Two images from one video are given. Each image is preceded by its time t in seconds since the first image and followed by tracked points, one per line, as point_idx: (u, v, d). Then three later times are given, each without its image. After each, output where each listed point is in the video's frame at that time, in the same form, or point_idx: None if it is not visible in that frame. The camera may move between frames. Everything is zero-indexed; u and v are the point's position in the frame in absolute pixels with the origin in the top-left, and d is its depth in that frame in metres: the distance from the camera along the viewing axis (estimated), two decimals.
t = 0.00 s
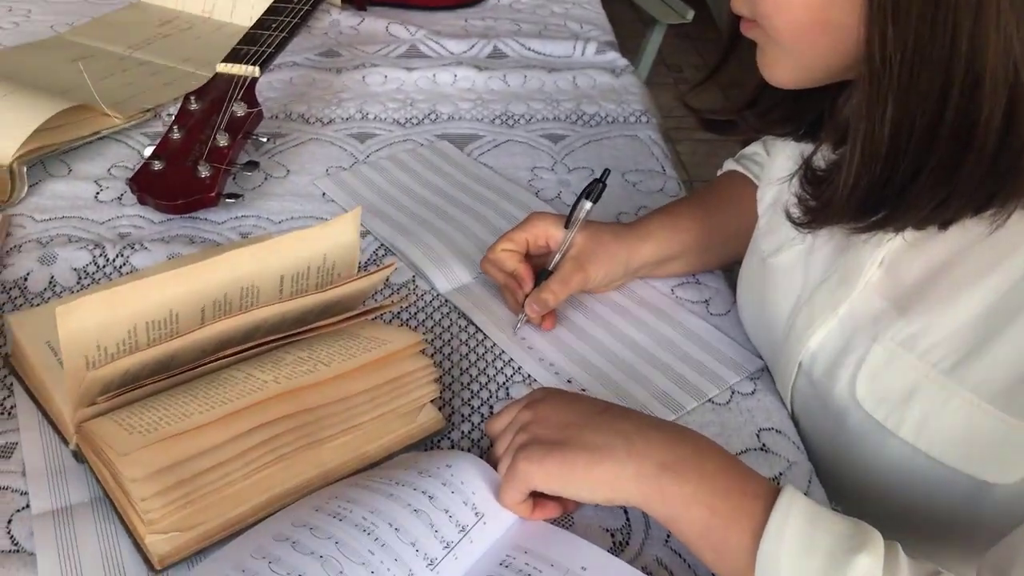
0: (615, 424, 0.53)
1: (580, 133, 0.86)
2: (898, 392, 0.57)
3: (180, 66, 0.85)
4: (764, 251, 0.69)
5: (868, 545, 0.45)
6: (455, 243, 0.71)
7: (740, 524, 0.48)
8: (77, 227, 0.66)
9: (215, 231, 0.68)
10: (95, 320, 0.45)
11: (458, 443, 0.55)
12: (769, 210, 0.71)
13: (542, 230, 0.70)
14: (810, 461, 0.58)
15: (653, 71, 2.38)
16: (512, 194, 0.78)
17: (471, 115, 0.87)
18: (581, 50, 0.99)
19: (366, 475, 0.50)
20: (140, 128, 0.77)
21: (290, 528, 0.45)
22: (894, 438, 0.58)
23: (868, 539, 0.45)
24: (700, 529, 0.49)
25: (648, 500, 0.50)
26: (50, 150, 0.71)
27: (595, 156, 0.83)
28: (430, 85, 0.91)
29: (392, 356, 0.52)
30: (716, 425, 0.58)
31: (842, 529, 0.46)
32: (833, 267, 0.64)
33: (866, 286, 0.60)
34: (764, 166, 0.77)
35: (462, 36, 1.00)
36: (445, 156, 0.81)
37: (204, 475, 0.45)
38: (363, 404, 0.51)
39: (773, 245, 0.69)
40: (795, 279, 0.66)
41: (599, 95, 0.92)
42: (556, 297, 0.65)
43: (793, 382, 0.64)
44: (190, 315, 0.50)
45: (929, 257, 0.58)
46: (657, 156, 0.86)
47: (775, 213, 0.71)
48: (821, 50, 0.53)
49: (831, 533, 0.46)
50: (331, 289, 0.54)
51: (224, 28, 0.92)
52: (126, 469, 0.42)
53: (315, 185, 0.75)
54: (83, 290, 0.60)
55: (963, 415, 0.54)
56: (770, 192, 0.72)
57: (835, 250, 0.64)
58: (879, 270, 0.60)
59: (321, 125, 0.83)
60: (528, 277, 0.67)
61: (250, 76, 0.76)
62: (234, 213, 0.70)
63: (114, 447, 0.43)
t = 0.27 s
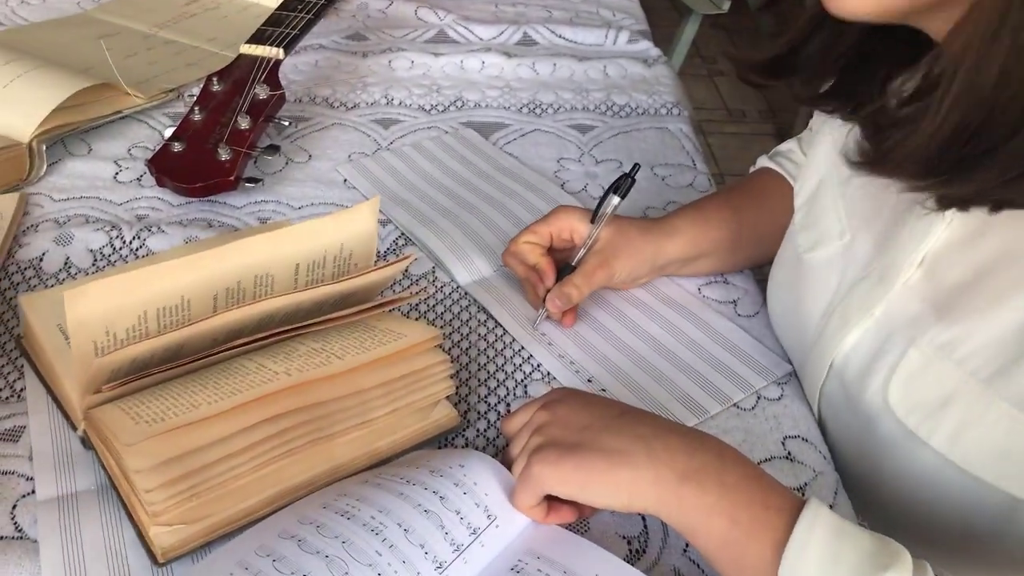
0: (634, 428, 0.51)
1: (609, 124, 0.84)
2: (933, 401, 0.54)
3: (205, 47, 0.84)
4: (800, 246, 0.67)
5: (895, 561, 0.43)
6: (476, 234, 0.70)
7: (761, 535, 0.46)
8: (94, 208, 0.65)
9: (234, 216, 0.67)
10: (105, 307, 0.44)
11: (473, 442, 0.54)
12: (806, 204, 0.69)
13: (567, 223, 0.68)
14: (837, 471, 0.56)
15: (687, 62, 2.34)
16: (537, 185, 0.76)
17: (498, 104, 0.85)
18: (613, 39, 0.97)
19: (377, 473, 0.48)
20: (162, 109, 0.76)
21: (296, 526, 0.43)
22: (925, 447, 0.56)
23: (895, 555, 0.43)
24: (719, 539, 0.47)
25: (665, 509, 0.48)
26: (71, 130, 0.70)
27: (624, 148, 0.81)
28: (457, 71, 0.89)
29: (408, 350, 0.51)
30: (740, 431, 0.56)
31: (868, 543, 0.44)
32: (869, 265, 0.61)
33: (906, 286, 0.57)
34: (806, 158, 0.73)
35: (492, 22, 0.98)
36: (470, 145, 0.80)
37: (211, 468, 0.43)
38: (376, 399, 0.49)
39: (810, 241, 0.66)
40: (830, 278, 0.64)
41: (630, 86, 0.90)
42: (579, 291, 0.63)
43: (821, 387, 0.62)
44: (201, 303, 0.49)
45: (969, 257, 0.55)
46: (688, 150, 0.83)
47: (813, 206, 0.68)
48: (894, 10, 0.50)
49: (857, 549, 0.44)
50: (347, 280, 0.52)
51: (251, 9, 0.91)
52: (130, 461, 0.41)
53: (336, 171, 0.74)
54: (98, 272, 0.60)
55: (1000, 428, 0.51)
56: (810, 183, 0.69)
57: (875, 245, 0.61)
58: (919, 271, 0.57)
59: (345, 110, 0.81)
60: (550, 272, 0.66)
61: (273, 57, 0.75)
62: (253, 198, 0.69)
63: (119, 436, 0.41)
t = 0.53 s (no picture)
0: (631, 430, 0.49)
1: (625, 118, 0.82)
2: (964, 401, 0.53)
3: (217, 29, 0.83)
4: (840, 230, 0.65)
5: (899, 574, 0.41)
6: (484, 228, 0.68)
7: (763, 541, 0.45)
8: (97, 190, 0.64)
9: (238, 202, 0.66)
10: (96, 293, 0.43)
11: (470, 441, 0.52)
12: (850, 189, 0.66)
13: (577, 214, 0.67)
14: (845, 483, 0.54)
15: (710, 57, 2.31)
16: (548, 179, 0.74)
17: (512, 94, 0.84)
18: (632, 31, 0.95)
19: (370, 472, 0.47)
20: (171, 91, 0.75)
21: (283, 524, 0.42)
22: (947, 451, 0.54)
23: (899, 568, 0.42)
24: (720, 547, 0.45)
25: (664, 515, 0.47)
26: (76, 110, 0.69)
27: (639, 143, 0.79)
28: (472, 60, 0.88)
29: (406, 346, 0.49)
30: (745, 439, 0.55)
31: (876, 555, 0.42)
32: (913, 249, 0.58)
33: (945, 279, 0.54)
34: (845, 151, 0.70)
35: (509, 11, 0.96)
36: (481, 135, 0.78)
37: (200, 462, 0.42)
38: (371, 395, 0.48)
39: (848, 227, 0.64)
40: (868, 267, 0.62)
41: (648, 80, 0.88)
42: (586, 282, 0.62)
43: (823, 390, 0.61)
44: (196, 292, 0.47)
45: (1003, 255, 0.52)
46: (705, 147, 0.81)
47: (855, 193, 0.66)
48: None
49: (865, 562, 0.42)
50: (346, 272, 0.51)
51: None
52: (116, 452, 0.40)
53: (344, 159, 0.72)
54: (97, 256, 0.59)
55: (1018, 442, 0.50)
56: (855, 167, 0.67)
57: (918, 236, 0.59)
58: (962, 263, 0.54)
59: (356, 97, 0.80)
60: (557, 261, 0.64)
61: (284, 41, 0.74)
62: (258, 184, 0.67)
63: (105, 426, 0.40)
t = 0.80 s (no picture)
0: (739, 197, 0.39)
1: (624, 120, 0.81)
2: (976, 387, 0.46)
3: (216, 20, 0.82)
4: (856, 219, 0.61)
5: (986, 491, 0.33)
6: (474, 229, 0.67)
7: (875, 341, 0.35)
8: (84, 179, 0.64)
9: (226, 195, 0.65)
10: (68, 287, 0.43)
11: (449, 447, 0.52)
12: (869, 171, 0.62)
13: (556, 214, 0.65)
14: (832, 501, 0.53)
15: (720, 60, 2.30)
16: (542, 181, 0.73)
17: (510, 93, 0.83)
18: (635, 32, 0.94)
19: (343, 477, 0.46)
20: (165, 80, 0.75)
21: (251, 527, 0.42)
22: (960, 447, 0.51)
23: (986, 482, 0.33)
24: (829, 384, 0.35)
25: (756, 292, 0.35)
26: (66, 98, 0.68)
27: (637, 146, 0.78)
28: (471, 58, 0.87)
29: (384, 348, 0.49)
30: (729, 452, 0.54)
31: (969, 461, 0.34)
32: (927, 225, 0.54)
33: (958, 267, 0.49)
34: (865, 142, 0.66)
35: (512, 9, 0.95)
36: (477, 134, 0.77)
37: (168, 461, 0.41)
38: (347, 397, 0.47)
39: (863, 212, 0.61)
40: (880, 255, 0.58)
41: (649, 82, 0.87)
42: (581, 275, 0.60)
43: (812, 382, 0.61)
44: (172, 287, 0.47)
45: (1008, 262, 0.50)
46: (704, 151, 0.80)
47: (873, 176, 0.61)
48: None
49: (939, 390, 0.35)
50: (327, 271, 0.50)
51: None
52: (81, 448, 0.39)
53: (336, 154, 0.72)
54: (80, 246, 0.58)
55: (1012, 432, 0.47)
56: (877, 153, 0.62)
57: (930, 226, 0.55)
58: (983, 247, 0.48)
59: (352, 92, 0.79)
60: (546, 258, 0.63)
61: (279, 33, 0.74)
62: (247, 178, 0.67)
63: (72, 423, 0.39)
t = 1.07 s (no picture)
0: None
1: (611, 136, 0.81)
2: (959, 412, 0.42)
3: (207, 25, 0.82)
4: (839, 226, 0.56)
5: (988, 447, 0.39)
6: (456, 241, 0.67)
7: None
8: (65, 181, 0.63)
9: (206, 201, 0.64)
10: (36, 290, 0.42)
11: (419, 461, 0.51)
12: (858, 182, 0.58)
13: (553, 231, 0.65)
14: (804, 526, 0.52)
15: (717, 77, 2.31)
16: (525, 195, 0.73)
17: (498, 106, 0.83)
18: (626, 48, 0.94)
19: (309, 489, 0.46)
20: (152, 84, 0.74)
21: (211, 537, 0.41)
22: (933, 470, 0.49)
23: (997, 439, 0.39)
24: (953, 285, 0.38)
25: (946, 143, 0.38)
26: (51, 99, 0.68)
27: (623, 162, 0.78)
28: (462, 69, 0.87)
29: (355, 361, 0.48)
30: (700, 473, 0.53)
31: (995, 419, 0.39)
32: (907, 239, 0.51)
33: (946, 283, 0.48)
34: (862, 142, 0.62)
35: (504, 22, 0.95)
36: (463, 146, 0.77)
37: (131, 469, 0.41)
38: (316, 409, 0.47)
39: (847, 220, 0.56)
40: (853, 269, 0.54)
41: (638, 98, 0.87)
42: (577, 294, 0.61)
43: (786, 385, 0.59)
44: (143, 293, 0.46)
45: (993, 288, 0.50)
46: (690, 169, 0.80)
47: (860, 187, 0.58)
48: None
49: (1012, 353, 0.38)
50: (301, 280, 0.50)
51: None
52: (41, 453, 0.38)
53: (320, 162, 0.71)
54: (57, 248, 0.58)
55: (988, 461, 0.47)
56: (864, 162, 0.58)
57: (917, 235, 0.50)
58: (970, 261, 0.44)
59: (340, 100, 0.79)
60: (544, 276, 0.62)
61: (266, 39, 0.74)
62: (229, 184, 0.66)
63: (33, 428, 0.39)
